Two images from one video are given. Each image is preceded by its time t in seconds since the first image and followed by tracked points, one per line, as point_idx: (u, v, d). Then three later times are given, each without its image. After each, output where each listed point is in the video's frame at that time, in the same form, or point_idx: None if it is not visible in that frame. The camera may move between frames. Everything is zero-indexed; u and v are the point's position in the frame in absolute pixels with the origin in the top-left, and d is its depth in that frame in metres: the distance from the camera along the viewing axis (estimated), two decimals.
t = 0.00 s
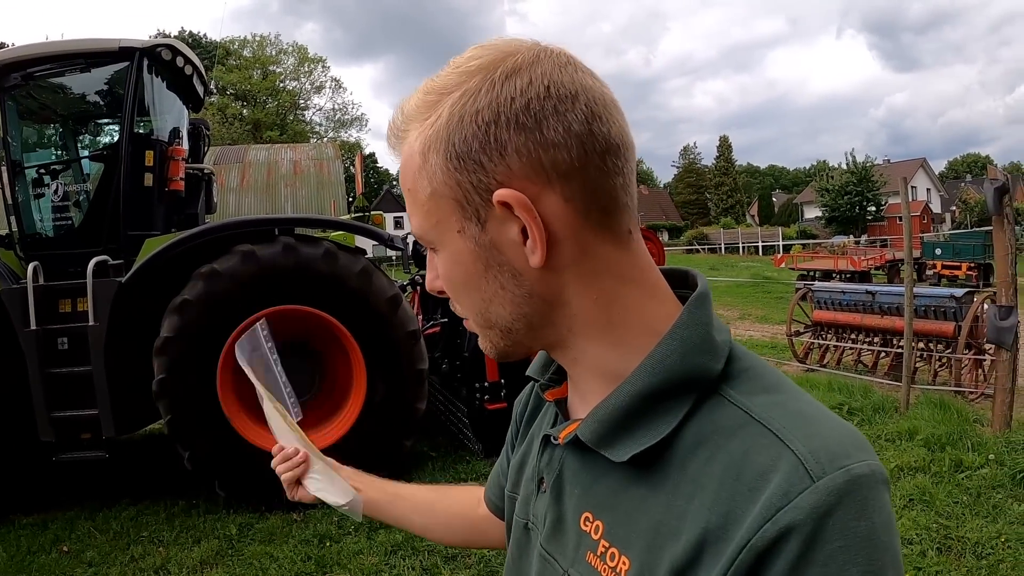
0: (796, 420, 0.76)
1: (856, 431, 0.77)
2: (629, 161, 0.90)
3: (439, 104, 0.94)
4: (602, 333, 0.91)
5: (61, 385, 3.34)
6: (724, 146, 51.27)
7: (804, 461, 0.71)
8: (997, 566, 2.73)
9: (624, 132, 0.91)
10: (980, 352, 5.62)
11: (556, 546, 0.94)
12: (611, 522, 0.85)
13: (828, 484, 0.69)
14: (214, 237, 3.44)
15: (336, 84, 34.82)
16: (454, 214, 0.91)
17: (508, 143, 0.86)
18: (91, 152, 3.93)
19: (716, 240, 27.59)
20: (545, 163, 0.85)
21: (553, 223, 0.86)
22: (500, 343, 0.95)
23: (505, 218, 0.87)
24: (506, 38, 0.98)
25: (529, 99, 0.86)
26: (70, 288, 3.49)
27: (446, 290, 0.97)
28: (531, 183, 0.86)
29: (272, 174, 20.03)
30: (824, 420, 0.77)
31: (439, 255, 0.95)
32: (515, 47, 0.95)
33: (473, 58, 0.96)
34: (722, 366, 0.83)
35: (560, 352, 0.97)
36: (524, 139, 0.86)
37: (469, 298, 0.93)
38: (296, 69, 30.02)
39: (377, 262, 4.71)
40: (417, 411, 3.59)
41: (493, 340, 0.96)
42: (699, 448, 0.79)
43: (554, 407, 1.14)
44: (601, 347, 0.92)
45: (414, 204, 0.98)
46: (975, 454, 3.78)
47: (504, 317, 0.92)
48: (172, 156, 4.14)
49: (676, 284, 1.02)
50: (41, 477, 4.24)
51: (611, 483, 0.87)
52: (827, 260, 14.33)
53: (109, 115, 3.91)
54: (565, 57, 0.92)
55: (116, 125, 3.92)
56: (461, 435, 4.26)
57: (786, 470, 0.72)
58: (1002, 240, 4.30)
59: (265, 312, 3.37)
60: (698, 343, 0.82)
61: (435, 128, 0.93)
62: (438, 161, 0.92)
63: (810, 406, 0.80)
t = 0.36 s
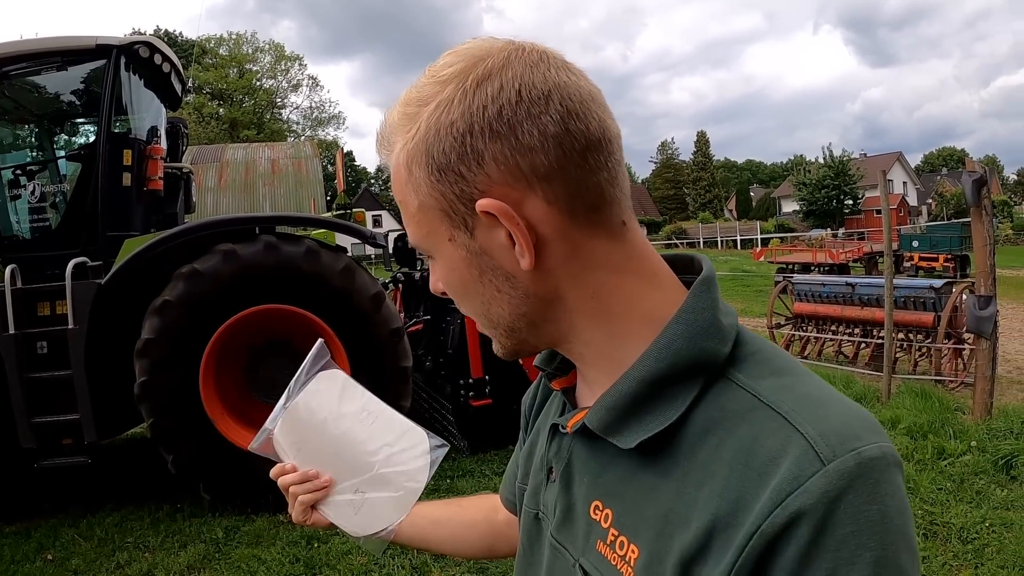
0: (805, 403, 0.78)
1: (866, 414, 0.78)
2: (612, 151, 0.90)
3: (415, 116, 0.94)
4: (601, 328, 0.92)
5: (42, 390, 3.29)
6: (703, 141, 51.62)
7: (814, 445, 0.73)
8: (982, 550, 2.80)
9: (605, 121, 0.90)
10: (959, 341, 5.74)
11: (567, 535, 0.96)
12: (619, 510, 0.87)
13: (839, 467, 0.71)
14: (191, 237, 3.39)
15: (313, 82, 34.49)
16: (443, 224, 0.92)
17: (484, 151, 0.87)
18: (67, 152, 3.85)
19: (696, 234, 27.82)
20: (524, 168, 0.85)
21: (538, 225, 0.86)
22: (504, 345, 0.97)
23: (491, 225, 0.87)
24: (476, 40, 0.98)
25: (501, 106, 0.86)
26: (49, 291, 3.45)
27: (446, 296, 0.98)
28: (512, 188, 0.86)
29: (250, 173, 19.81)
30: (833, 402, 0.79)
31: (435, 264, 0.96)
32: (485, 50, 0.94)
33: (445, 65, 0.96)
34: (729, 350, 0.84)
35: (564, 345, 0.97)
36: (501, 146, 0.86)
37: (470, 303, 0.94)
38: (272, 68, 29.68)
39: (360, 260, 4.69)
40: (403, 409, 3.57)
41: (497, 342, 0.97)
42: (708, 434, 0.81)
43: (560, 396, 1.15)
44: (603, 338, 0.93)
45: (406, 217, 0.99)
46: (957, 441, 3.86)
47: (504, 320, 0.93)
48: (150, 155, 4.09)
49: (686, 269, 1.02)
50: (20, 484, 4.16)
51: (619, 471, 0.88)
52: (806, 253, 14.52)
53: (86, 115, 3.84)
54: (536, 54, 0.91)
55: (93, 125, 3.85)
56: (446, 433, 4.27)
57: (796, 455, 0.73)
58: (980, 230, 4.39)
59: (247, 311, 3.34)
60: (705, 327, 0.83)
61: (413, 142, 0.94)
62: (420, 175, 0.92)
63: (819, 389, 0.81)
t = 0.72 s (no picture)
0: (806, 373, 0.78)
1: (866, 384, 0.79)
2: (622, 132, 0.92)
3: (431, 90, 0.94)
4: (610, 308, 0.92)
5: (39, 391, 3.28)
6: (700, 138, 51.69)
7: (816, 411, 0.73)
8: (983, 543, 2.81)
9: (615, 104, 0.93)
10: (958, 336, 5.75)
11: (563, 516, 0.96)
12: (618, 487, 0.88)
13: (842, 432, 0.71)
14: (190, 236, 3.39)
15: (310, 80, 34.40)
16: (457, 199, 0.91)
17: (507, 121, 0.87)
18: (64, 152, 3.84)
19: (694, 232, 27.83)
20: (548, 139, 0.86)
21: (560, 196, 0.87)
22: (511, 331, 0.95)
23: (513, 196, 0.87)
24: (489, 21, 0.99)
25: (525, 76, 0.87)
26: (46, 290, 3.43)
27: (452, 280, 0.96)
28: (535, 158, 0.86)
29: (247, 173, 19.78)
30: (834, 372, 0.79)
31: (443, 243, 0.94)
32: (500, 29, 0.96)
33: (458, 43, 0.97)
34: (728, 324, 0.86)
35: (569, 331, 0.97)
36: (524, 116, 0.86)
37: (479, 284, 0.92)
38: (269, 67, 29.62)
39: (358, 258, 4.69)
40: (401, 407, 3.57)
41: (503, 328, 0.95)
42: (709, 407, 0.82)
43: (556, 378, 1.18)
44: (610, 320, 0.93)
45: (411, 196, 0.97)
46: (956, 435, 3.87)
47: (516, 301, 0.91)
48: (147, 153, 4.08)
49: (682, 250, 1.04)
50: (19, 485, 4.15)
51: (617, 448, 0.89)
52: (804, 250, 14.53)
53: (82, 114, 3.83)
54: (551, 35, 0.94)
55: (90, 125, 3.83)
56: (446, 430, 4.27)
57: (798, 421, 0.74)
58: (978, 225, 4.40)
59: (246, 309, 3.32)
60: (705, 301, 0.85)
61: (428, 116, 0.93)
62: (435, 147, 0.91)
63: (819, 360, 0.81)
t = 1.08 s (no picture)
0: (831, 381, 0.77)
1: (893, 393, 0.77)
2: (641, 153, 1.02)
3: (494, 65, 0.92)
4: (649, 306, 0.93)
5: (48, 396, 3.28)
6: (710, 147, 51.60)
7: (845, 419, 0.71)
8: (1000, 558, 2.75)
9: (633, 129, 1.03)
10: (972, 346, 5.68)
11: (580, 537, 0.96)
12: (639, 505, 0.87)
13: (872, 440, 0.68)
14: (203, 242, 3.40)
15: (322, 89, 34.68)
16: (537, 167, 0.87)
17: (583, 105, 0.89)
18: (75, 158, 3.86)
19: (704, 241, 27.73)
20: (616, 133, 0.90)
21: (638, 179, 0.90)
22: (553, 327, 0.90)
23: (587, 178, 0.88)
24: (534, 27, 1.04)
25: (604, 68, 0.93)
26: (56, 296, 3.44)
27: (496, 266, 0.89)
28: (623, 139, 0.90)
29: (259, 181, 19.93)
30: (859, 380, 0.78)
31: (509, 214, 0.88)
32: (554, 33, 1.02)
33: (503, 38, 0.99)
34: (749, 336, 0.86)
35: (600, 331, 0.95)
36: (607, 102, 0.91)
37: (542, 264, 0.87)
38: (281, 76, 29.88)
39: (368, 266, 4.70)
40: (411, 417, 3.55)
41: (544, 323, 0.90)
42: (732, 419, 0.81)
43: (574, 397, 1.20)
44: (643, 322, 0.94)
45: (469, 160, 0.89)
46: (971, 447, 3.81)
47: (573, 289, 0.88)
48: (158, 160, 4.10)
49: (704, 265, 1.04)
50: (29, 490, 4.16)
51: (638, 464, 0.88)
52: (815, 259, 14.46)
53: (94, 122, 3.86)
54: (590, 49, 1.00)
55: (101, 132, 3.87)
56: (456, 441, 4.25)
57: (827, 430, 0.72)
58: (992, 234, 4.35)
59: (254, 317, 3.33)
60: (724, 313, 0.85)
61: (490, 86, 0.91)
62: (520, 109, 0.88)
63: (843, 370, 0.80)
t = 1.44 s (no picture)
0: (847, 396, 0.78)
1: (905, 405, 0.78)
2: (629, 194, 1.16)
3: (625, 49, 0.98)
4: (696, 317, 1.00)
5: (61, 401, 3.31)
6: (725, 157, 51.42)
7: (865, 432, 0.73)
8: None
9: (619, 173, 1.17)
10: (991, 360, 5.57)
11: (598, 563, 0.94)
12: (660, 528, 0.86)
13: (893, 451, 0.70)
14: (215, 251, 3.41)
15: (338, 98, 35.01)
16: (666, 158, 0.95)
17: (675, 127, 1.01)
18: (93, 164, 3.91)
19: (718, 251, 27.59)
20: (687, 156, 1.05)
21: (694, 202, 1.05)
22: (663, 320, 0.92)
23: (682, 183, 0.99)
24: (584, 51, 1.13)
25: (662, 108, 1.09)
26: (71, 301, 3.47)
27: (637, 239, 0.89)
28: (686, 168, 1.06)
29: (274, 188, 20.09)
30: (873, 394, 0.79)
31: (650, 191, 0.91)
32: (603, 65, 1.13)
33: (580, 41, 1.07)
34: (764, 356, 0.88)
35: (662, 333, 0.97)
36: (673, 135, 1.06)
37: (669, 245, 0.91)
38: (298, 85, 30.19)
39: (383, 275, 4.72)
40: (425, 427, 3.54)
41: (657, 309, 0.91)
42: (752, 438, 0.81)
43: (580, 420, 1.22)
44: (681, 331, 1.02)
45: (623, 129, 0.91)
46: (990, 463, 3.73)
47: (681, 280, 0.93)
48: (174, 167, 4.15)
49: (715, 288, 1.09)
50: (41, 493, 4.19)
51: (658, 487, 0.88)
52: (830, 270, 14.31)
53: (112, 128, 3.91)
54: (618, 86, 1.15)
55: (119, 138, 3.91)
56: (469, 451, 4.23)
57: (848, 443, 0.73)
58: (1011, 246, 4.28)
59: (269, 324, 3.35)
60: (739, 333, 0.88)
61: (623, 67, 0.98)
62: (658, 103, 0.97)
63: (858, 384, 0.81)
